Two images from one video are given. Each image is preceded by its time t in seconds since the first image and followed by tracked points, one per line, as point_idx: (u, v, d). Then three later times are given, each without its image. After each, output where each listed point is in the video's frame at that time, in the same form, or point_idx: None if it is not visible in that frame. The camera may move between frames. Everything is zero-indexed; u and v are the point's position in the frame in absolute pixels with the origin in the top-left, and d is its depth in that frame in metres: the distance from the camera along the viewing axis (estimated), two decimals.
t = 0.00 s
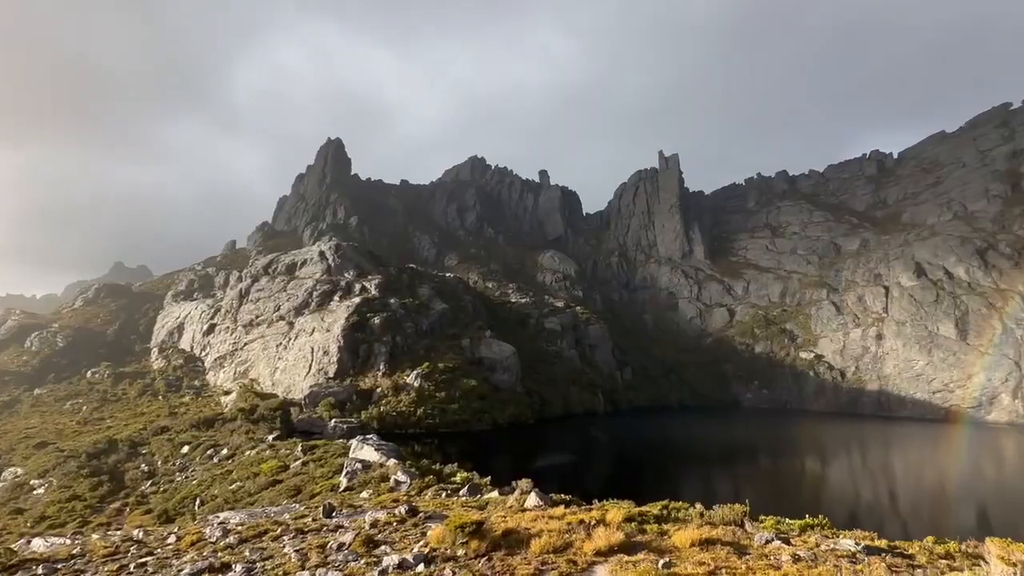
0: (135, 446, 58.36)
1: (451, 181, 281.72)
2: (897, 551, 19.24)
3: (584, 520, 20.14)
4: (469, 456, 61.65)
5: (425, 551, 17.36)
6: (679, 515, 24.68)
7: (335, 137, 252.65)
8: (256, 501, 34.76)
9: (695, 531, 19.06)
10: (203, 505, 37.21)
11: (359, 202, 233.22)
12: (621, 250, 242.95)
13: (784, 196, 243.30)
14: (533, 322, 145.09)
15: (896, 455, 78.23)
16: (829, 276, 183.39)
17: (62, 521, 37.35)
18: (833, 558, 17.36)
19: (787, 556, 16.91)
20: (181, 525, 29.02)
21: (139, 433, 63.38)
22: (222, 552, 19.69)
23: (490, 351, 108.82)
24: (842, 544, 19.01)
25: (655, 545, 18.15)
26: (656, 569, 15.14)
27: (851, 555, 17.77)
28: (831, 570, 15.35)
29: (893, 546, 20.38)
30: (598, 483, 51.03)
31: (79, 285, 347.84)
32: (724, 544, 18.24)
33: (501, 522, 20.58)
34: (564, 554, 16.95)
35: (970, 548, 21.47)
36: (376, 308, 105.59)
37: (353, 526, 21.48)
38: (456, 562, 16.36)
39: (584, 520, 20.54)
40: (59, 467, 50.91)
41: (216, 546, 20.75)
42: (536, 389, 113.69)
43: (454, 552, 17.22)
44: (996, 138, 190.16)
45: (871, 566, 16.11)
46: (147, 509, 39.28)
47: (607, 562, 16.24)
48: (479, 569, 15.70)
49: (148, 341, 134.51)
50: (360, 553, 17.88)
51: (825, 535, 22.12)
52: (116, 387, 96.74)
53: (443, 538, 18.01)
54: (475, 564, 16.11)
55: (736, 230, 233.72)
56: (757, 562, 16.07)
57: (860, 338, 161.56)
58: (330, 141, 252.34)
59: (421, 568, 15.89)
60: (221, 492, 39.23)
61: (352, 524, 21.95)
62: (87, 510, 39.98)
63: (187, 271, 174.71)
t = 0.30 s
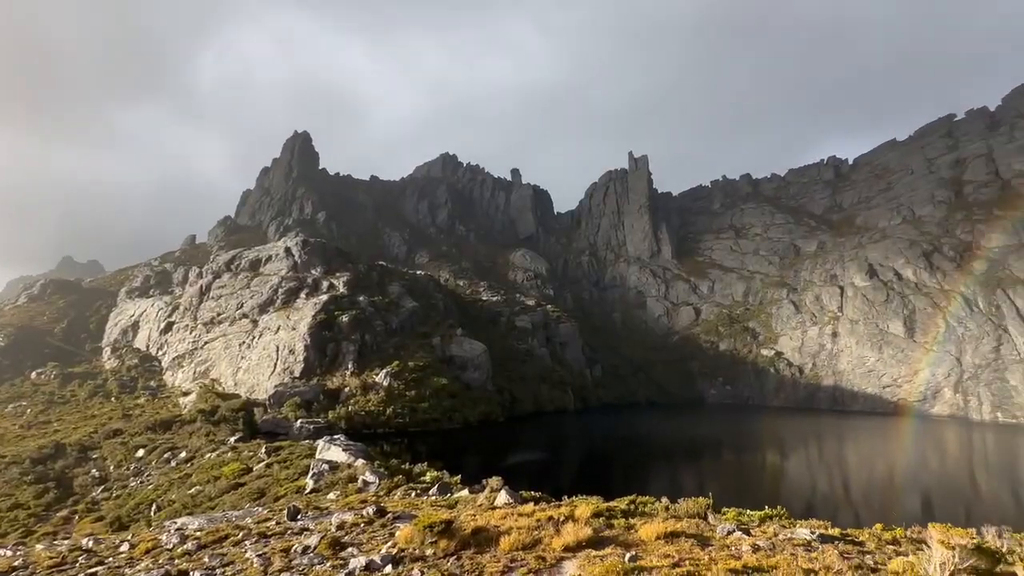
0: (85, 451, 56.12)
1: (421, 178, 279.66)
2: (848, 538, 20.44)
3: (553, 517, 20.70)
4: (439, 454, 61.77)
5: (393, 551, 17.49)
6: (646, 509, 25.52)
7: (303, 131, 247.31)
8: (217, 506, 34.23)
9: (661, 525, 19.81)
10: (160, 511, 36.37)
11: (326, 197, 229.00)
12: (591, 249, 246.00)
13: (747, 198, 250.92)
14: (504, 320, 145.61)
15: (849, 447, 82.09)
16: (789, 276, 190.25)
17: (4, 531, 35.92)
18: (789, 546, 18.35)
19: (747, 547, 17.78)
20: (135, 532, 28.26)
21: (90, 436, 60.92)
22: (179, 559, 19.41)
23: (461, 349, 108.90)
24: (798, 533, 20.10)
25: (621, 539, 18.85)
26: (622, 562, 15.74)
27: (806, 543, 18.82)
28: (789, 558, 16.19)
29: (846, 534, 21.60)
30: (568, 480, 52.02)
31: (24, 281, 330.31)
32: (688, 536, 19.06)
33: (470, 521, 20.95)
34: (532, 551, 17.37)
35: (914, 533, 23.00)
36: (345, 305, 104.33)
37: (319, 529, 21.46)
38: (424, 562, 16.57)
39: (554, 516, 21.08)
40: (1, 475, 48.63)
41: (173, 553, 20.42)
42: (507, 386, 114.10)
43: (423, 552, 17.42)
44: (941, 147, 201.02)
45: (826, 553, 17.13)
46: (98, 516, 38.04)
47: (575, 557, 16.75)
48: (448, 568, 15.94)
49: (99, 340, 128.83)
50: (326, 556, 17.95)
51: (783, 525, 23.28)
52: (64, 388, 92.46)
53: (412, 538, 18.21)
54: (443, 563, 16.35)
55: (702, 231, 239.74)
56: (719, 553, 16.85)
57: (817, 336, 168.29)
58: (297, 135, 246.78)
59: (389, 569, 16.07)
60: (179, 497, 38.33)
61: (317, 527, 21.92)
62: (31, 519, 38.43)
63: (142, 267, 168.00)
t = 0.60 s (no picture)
0: (28, 458, 53.48)
1: (391, 175, 276.81)
2: (804, 528, 21.65)
3: (523, 515, 21.22)
4: (409, 455, 61.72)
5: (360, 553, 17.55)
6: (614, 505, 26.32)
7: (267, 124, 241.26)
8: (174, 513, 33.50)
9: (628, 521, 20.56)
10: (111, 520, 35.19)
11: (292, 193, 224.12)
12: (561, 249, 248.35)
13: (712, 200, 257.92)
14: (475, 319, 145.64)
15: (806, 440, 85.90)
16: (751, 276, 196.61)
17: None
18: (749, 537, 19.35)
19: (710, 539, 18.65)
20: (84, 542, 27.27)
21: (34, 443, 58.09)
22: (132, 570, 18.96)
23: (431, 348, 108.62)
24: (757, 524, 21.19)
25: (589, 535, 19.48)
26: (591, 558, 16.26)
27: (765, 534, 19.86)
28: (749, 549, 17.08)
29: (802, 525, 22.88)
30: (537, 477, 52.91)
31: None
32: (654, 531, 19.86)
33: (440, 521, 21.23)
34: (502, 550, 17.76)
35: (864, 521, 24.54)
36: (311, 304, 102.75)
37: (282, 534, 21.30)
38: (393, 563, 16.66)
39: (523, 515, 21.60)
40: None
41: (126, 563, 19.93)
42: (477, 385, 114.18)
43: (391, 553, 17.53)
44: (892, 155, 211.48)
45: (784, 543, 18.15)
46: (43, 527, 36.51)
47: (544, 554, 17.28)
48: (417, 569, 16.14)
49: (45, 340, 122.46)
50: (290, 560, 17.84)
51: (744, 517, 24.44)
52: (6, 391, 87.65)
53: (380, 540, 18.31)
54: (413, 564, 16.52)
55: (669, 232, 245.15)
56: (684, 546, 17.64)
57: (777, 334, 174.49)
58: (261, 128, 240.55)
59: (356, 572, 16.13)
60: (132, 505, 37.17)
61: (280, 532, 21.77)
62: None
63: (93, 263, 160.51)
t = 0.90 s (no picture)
0: None
1: (359, 172, 273.24)
2: (764, 520, 22.64)
3: (493, 516, 21.63)
4: (376, 457, 61.19)
5: (326, 559, 17.50)
6: (583, 502, 26.97)
7: (229, 117, 234.79)
8: (126, 523, 31.68)
9: (595, 519, 21.13)
10: (56, 532, 33.19)
11: (255, 189, 218.55)
12: (532, 249, 249.82)
13: (678, 203, 264.07)
14: (445, 319, 145.17)
15: (767, 436, 89.03)
16: (716, 277, 202.26)
17: None
18: (712, 531, 20.11)
19: (675, 534, 19.30)
20: (28, 556, 25.87)
21: None
22: None
23: (400, 348, 107.86)
24: (720, 519, 22.02)
25: (558, 533, 19.99)
26: (558, 556, 16.64)
27: (727, 527, 20.68)
28: (712, 542, 17.75)
29: (763, 518, 23.88)
30: (506, 477, 53.25)
31: None
32: (621, 528, 20.46)
33: (408, 524, 21.41)
34: (470, 551, 18.04)
35: (820, 513, 25.75)
36: (275, 303, 100.76)
37: (243, 541, 21.05)
38: (360, 568, 16.68)
39: (493, 515, 22.03)
40: None
41: None
42: (447, 385, 113.73)
43: (357, 557, 17.57)
44: (846, 162, 221.15)
45: (744, 535, 18.90)
46: None
47: (513, 554, 17.66)
48: (384, 573, 16.26)
49: None
50: (251, 569, 17.60)
51: (708, 511, 25.36)
52: None
53: (345, 544, 18.32)
54: (379, 568, 16.63)
55: (637, 233, 249.65)
56: (649, 541, 18.22)
57: (740, 333, 180.13)
58: (222, 120, 233.87)
59: None
60: (80, 515, 35.35)
61: (241, 539, 21.52)
62: None
63: (38, 259, 152.54)
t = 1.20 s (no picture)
0: None
1: (326, 169, 268.50)
2: (724, 515, 23.56)
3: (461, 518, 21.92)
4: (342, 460, 60.37)
5: (287, 566, 17.33)
6: (551, 502, 27.48)
7: (187, 108, 226.89)
8: (69, 535, 29.47)
9: (563, 518, 21.63)
10: None
11: (214, 184, 211.78)
12: (502, 249, 250.60)
13: (645, 206, 269.50)
14: (414, 319, 144.19)
15: (728, 433, 92.02)
16: (681, 279, 207.35)
17: None
18: (676, 526, 20.76)
19: (639, 530, 19.80)
20: None
21: None
22: None
23: (367, 349, 106.64)
24: (683, 515, 22.79)
25: (526, 533, 20.37)
26: (525, 556, 16.94)
27: (690, 523, 21.30)
28: (675, 536, 18.37)
29: (724, 512, 24.80)
30: (475, 478, 53.46)
31: None
32: (587, 526, 21.03)
33: (374, 528, 21.40)
34: (438, 554, 18.22)
35: (778, 506, 26.86)
36: (236, 304, 98.22)
37: (199, 551, 20.57)
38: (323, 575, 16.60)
39: (460, 516, 22.32)
40: None
41: None
42: (416, 386, 112.79)
43: (321, 564, 17.47)
44: (803, 170, 230.43)
45: (706, 529, 19.44)
46: None
47: (480, 555, 17.92)
48: None
49: None
50: None
51: (671, 508, 26.20)
52: None
53: (308, 551, 18.15)
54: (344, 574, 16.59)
55: (605, 235, 253.46)
56: (615, 538, 18.68)
57: (703, 333, 185.40)
58: (179, 112, 225.78)
59: None
60: (20, 528, 33.21)
61: (196, 549, 21.04)
62: None
63: None
